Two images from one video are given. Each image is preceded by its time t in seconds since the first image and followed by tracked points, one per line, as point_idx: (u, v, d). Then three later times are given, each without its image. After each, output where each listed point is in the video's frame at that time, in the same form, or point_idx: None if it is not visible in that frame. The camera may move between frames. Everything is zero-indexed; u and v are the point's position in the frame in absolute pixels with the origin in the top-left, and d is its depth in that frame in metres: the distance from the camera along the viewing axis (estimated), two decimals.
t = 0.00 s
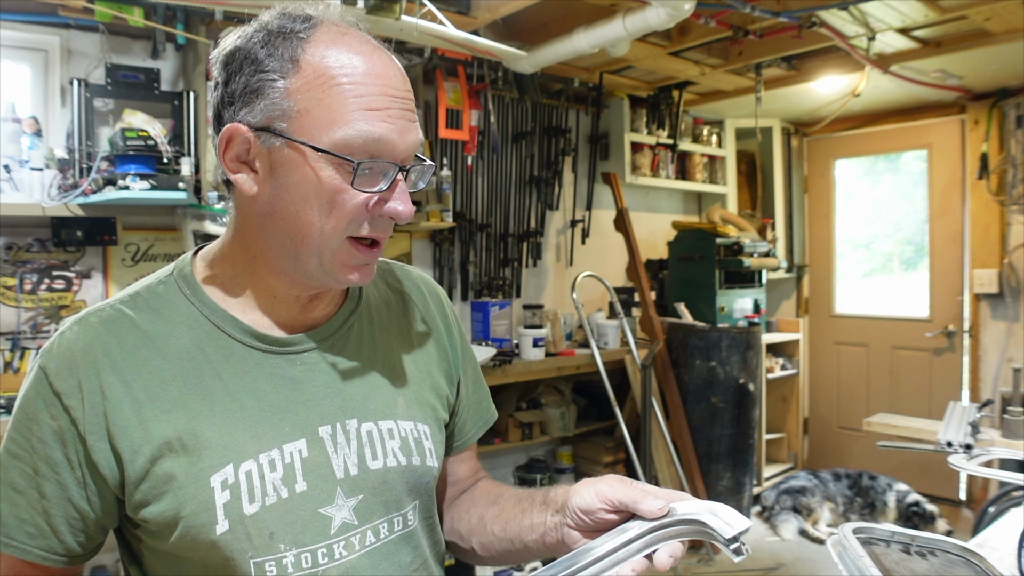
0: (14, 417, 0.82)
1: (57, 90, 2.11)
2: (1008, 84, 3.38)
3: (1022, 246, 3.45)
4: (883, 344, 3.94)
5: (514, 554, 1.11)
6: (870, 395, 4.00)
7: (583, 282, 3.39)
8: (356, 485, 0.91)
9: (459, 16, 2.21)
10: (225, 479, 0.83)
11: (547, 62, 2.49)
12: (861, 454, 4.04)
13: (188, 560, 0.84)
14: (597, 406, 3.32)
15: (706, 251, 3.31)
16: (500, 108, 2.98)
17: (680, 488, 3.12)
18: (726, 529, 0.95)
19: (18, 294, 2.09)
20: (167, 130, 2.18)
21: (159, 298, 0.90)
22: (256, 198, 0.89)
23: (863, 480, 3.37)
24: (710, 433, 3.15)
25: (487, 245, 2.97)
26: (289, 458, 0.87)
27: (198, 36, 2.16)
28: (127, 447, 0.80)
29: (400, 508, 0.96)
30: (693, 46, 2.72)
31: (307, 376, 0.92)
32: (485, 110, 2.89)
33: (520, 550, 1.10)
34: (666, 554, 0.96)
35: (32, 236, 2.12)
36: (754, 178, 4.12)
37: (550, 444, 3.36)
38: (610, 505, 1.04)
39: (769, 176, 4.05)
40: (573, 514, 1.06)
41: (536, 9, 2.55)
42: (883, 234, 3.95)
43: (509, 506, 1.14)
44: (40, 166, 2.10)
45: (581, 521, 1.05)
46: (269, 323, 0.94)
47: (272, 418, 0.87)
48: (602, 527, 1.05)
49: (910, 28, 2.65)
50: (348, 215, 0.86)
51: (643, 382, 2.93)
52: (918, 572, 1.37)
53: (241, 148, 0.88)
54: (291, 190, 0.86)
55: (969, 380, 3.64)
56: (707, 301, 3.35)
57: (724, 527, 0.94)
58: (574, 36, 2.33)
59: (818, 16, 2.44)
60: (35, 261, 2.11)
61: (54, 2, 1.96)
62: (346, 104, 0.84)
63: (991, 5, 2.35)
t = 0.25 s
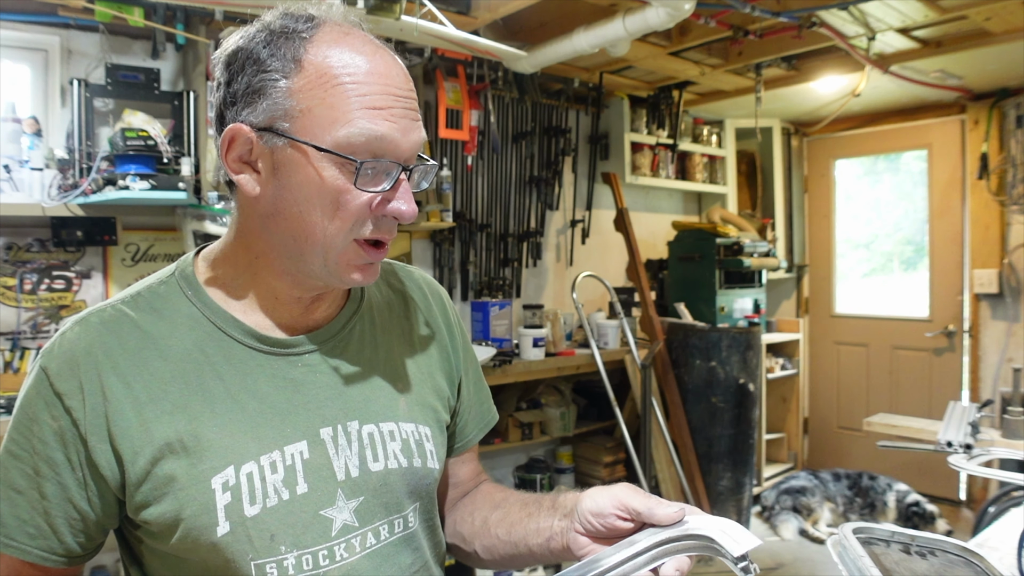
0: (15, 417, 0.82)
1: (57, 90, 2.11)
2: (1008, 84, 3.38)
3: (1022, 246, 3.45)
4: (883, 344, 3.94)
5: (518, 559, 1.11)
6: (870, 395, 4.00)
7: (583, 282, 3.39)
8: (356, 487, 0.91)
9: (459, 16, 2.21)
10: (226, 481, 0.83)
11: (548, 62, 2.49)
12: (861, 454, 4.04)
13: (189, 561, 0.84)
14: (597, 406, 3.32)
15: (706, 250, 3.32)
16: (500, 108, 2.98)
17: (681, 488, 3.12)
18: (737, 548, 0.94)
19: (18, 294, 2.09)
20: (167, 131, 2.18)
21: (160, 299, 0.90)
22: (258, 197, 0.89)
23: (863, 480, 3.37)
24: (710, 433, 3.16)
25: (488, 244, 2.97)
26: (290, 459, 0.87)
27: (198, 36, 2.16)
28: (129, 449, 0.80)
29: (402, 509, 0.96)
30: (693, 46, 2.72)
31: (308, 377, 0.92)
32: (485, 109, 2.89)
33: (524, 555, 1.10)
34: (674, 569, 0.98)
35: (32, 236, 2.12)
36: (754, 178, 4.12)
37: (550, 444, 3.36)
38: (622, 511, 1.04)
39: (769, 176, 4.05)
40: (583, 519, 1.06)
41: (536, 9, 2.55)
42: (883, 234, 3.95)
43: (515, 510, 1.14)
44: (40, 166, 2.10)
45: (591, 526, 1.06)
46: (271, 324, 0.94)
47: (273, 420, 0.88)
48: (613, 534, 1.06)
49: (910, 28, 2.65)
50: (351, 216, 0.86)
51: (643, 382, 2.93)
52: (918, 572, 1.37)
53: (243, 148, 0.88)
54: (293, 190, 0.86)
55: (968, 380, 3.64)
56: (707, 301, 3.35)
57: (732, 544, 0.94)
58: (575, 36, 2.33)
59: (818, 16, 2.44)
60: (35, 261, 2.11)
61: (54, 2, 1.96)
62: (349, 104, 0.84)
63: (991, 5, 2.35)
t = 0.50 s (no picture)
0: (15, 418, 0.81)
1: (57, 90, 2.11)
2: (1008, 84, 3.38)
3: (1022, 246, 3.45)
4: (883, 344, 3.94)
5: (519, 561, 1.11)
6: (870, 395, 4.00)
7: (583, 282, 3.39)
8: (356, 487, 0.91)
9: (459, 16, 2.21)
10: (226, 481, 0.83)
11: (548, 62, 2.49)
12: (861, 453, 4.04)
13: (190, 561, 0.84)
14: (597, 406, 3.32)
15: (706, 251, 3.31)
16: (500, 108, 2.98)
17: (681, 488, 3.12)
18: (738, 554, 0.90)
19: (18, 294, 2.08)
20: (167, 131, 2.18)
21: (161, 299, 0.90)
22: (259, 199, 0.89)
23: (863, 480, 3.37)
24: (710, 433, 3.16)
25: (488, 244, 2.97)
26: (290, 459, 0.87)
27: (198, 35, 2.16)
28: (130, 449, 0.80)
29: (402, 510, 0.96)
30: (693, 46, 2.72)
31: (308, 378, 0.92)
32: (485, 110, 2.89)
33: (526, 557, 1.10)
34: (674, 570, 0.98)
35: (32, 236, 2.12)
36: (753, 178, 4.12)
37: (550, 444, 3.36)
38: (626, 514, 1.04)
39: (769, 176, 4.05)
40: (587, 520, 1.07)
41: (536, 8, 2.55)
42: (883, 234, 3.95)
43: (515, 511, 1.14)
44: (41, 166, 2.10)
45: (595, 527, 1.06)
46: (269, 325, 0.94)
47: (274, 420, 0.88)
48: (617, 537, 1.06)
49: (910, 28, 2.65)
50: (351, 221, 0.86)
51: (643, 382, 2.93)
52: (918, 572, 1.37)
53: (245, 149, 0.88)
54: (293, 193, 0.86)
55: (968, 380, 3.64)
56: (707, 301, 3.35)
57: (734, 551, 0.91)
58: (575, 36, 2.33)
59: (818, 16, 2.44)
60: (35, 261, 2.11)
61: (54, 2, 1.96)
62: (352, 109, 0.84)
63: (991, 5, 2.35)
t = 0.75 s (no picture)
0: (15, 418, 0.81)
1: (57, 91, 2.11)
2: (1008, 84, 3.38)
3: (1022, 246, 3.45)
4: (883, 344, 3.94)
5: (519, 563, 1.11)
6: (870, 395, 4.00)
7: (583, 282, 3.39)
8: (356, 487, 0.91)
9: (459, 15, 2.21)
10: (226, 481, 0.83)
11: (548, 62, 2.49)
12: (861, 453, 4.04)
13: (190, 562, 0.84)
14: (597, 406, 3.32)
15: (706, 251, 3.32)
16: (500, 109, 2.98)
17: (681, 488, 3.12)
18: (742, 564, 0.90)
19: (18, 294, 2.08)
20: (167, 130, 2.18)
21: (161, 300, 0.90)
22: (258, 198, 0.89)
23: (863, 480, 3.37)
24: (710, 433, 3.16)
25: (488, 245, 2.97)
26: (290, 459, 0.87)
27: (198, 36, 2.16)
28: (131, 449, 0.81)
29: (402, 509, 0.96)
30: (693, 46, 2.72)
31: (308, 377, 0.92)
32: (486, 110, 2.89)
33: (526, 559, 1.10)
34: (675, 572, 0.98)
35: (32, 236, 2.12)
36: (753, 178, 4.12)
37: (550, 443, 3.36)
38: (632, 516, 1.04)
39: (769, 176, 4.05)
40: (590, 521, 1.07)
41: (536, 8, 2.55)
42: (883, 235, 3.95)
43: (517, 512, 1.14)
44: (41, 166, 2.10)
45: (598, 529, 1.06)
46: (269, 325, 0.94)
47: (274, 419, 0.88)
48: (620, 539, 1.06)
49: (910, 28, 2.65)
50: (350, 222, 0.86)
51: (643, 382, 2.93)
52: (918, 572, 1.37)
53: (244, 148, 0.88)
54: (292, 193, 0.86)
55: (969, 380, 3.64)
56: (707, 301, 3.35)
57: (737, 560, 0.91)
58: (575, 36, 2.33)
59: (818, 16, 2.44)
60: (35, 260, 2.11)
61: (54, 2, 1.96)
62: (351, 111, 0.84)
63: (991, 5, 2.35)
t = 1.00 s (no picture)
0: (15, 418, 0.81)
1: (57, 90, 2.11)
2: (1008, 84, 3.38)
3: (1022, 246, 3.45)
4: (883, 344, 3.94)
5: (514, 566, 1.10)
6: (870, 395, 4.00)
7: (583, 282, 3.39)
8: (356, 486, 0.91)
9: (459, 15, 2.21)
10: (225, 481, 0.83)
11: (548, 62, 2.49)
12: (861, 453, 4.04)
13: (190, 561, 0.84)
14: (597, 406, 3.32)
15: (706, 251, 3.32)
16: (500, 109, 2.98)
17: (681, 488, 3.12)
18: (758, 560, 0.90)
19: (18, 294, 2.08)
20: (167, 130, 2.18)
21: (160, 300, 0.90)
22: (256, 199, 0.89)
23: (863, 480, 3.37)
24: (710, 433, 3.16)
25: (488, 245, 2.97)
26: (289, 458, 0.87)
27: (198, 35, 2.16)
28: (130, 448, 0.81)
29: (401, 509, 0.96)
30: (693, 46, 2.72)
31: (307, 377, 0.92)
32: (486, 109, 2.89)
33: (521, 563, 1.10)
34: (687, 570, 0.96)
35: (32, 236, 2.12)
36: (754, 178, 4.12)
37: (550, 443, 3.36)
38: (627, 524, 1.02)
39: (769, 176, 4.05)
40: (583, 528, 1.05)
41: (536, 8, 2.55)
42: (883, 235, 3.95)
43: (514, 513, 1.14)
44: (40, 166, 2.10)
45: (591, 536, 1.04)
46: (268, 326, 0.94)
47: (273, 419, 0.88)
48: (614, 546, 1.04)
49: (910, 28, 2.65)
50: (348, 224, 0.86)
51: (643, 382, 2.93)
52: (918, 572, 1.37)
53: (242, 149, 0.88)
54: (290, 195, 0.86)
55: (969, 380, 3.64)
56: (707, 301, 3.35)
57: (754, 556, 0.91)
58: (575, 36, 2.33)
59: (818, 16, 2.44)
60: (35, 260, 2.11)
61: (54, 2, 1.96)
62: (348, 113, 0.84)
63: (991, 5, 2.35)
